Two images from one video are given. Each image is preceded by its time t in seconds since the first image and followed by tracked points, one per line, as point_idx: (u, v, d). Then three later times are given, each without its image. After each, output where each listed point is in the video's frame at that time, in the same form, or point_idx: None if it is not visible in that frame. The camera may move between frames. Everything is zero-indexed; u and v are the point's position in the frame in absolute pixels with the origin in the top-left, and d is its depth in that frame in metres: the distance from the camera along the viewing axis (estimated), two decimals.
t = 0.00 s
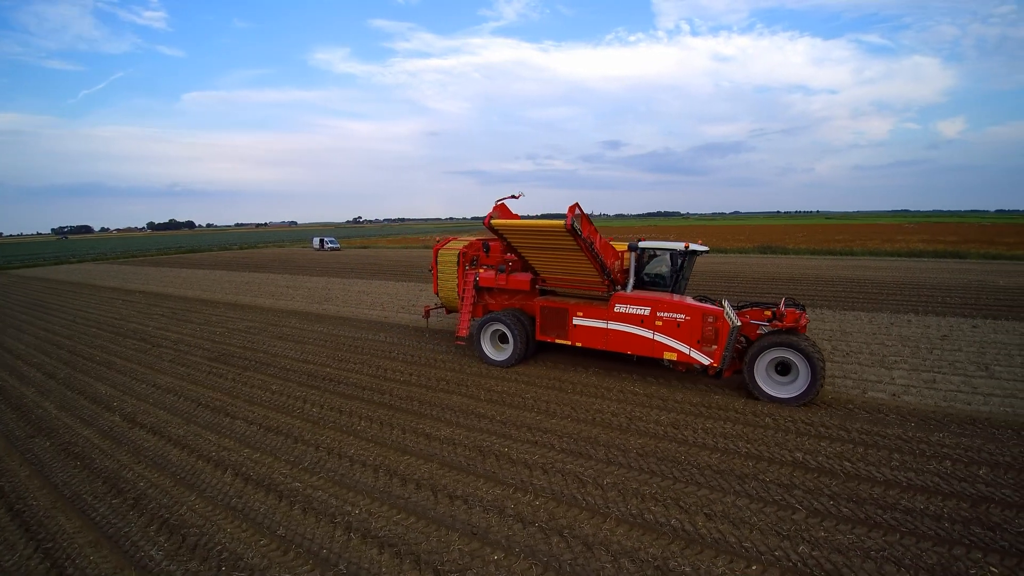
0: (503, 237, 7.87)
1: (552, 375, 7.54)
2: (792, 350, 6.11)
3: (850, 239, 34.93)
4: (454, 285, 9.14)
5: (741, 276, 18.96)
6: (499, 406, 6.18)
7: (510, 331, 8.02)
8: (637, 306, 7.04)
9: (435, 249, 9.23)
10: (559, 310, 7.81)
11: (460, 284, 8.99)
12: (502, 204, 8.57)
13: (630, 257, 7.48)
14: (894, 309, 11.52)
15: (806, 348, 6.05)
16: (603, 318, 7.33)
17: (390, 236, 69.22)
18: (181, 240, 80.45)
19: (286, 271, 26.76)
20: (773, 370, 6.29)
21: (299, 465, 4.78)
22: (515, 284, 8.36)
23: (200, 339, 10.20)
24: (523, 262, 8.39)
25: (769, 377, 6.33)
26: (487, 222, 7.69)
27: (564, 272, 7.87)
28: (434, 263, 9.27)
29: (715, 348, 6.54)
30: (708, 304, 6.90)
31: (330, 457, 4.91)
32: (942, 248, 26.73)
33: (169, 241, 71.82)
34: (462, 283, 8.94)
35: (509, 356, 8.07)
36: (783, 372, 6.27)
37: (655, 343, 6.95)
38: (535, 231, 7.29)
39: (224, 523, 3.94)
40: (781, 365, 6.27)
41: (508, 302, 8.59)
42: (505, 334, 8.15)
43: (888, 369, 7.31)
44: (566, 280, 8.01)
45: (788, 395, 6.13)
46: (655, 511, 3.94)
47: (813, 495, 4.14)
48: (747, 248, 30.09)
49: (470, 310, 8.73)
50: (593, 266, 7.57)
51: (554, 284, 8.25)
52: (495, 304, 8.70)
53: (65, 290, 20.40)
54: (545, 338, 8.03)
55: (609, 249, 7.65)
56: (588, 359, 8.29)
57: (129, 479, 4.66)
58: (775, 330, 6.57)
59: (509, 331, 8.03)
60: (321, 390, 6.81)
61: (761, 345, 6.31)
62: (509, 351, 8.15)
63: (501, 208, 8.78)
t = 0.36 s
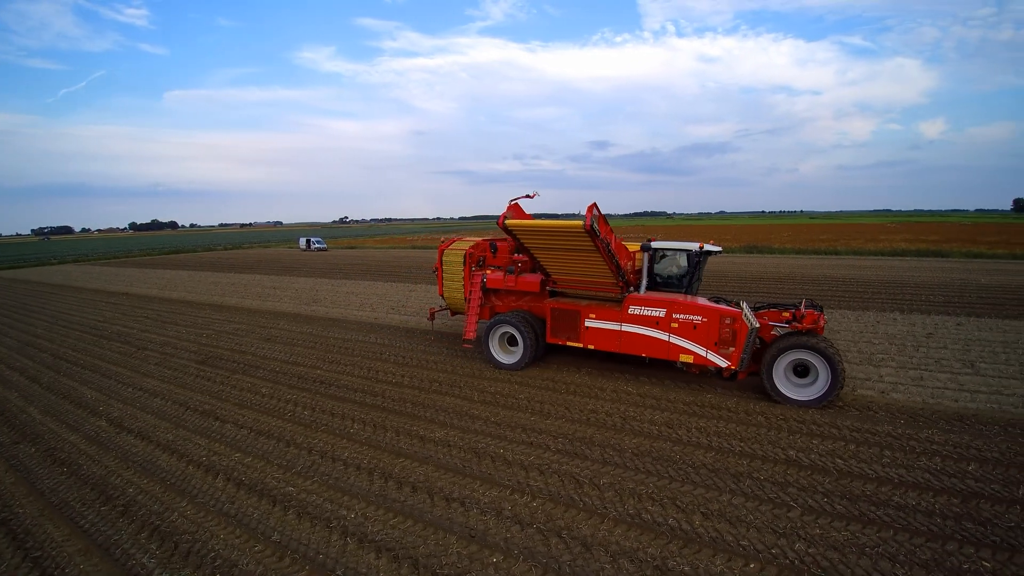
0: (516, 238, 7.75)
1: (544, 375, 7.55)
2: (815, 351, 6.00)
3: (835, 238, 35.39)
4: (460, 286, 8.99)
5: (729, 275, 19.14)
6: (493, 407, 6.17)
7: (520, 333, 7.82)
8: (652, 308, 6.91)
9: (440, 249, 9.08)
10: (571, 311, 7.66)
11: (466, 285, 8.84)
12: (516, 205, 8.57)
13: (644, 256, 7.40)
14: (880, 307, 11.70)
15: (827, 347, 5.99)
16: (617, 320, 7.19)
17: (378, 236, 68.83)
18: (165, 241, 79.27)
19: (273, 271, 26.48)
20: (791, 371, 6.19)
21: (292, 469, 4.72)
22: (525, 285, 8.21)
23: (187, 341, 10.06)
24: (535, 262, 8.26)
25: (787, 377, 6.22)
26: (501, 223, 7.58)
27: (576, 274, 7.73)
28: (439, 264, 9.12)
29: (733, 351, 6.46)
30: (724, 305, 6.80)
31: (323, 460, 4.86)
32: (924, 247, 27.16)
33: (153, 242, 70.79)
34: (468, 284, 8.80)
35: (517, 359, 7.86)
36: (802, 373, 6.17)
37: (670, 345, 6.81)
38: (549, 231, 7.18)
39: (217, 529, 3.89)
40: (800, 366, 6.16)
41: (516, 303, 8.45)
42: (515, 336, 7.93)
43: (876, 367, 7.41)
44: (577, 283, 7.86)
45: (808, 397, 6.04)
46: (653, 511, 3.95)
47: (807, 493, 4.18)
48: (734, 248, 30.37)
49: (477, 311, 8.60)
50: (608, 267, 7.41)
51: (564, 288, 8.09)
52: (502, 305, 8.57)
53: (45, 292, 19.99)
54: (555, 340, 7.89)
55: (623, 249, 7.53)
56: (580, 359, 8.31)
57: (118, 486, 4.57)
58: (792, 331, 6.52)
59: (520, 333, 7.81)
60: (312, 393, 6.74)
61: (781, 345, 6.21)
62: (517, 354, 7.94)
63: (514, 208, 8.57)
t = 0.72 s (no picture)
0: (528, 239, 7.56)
1: (535, 374, 7.55)
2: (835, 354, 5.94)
3: (818, 237, 35.90)
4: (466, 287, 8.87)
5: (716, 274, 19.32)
6: (486, 407, 6.15)
7: (529, 335, 7.62)
8: (664, 308, 6.87)
9: (445, 249, 8.97)
10: (580, 312, 7.56)
11: (471, 287, 8.74)
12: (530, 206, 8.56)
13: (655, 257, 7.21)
14: (864, 305, 11.90)
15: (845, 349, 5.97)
16: (629, 321, 7.12)
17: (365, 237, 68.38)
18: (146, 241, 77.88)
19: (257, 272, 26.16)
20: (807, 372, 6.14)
21: (284, 472, 4.67)
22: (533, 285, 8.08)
23: (171, 343, 9.88)
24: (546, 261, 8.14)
25: (802, 378, 6.17)
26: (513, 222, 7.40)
27: (588, 274, 7.56)
28: (444, 265, 9.01)
29: (748, 351, 6.47)
30: (736, 305, 6.80)
31: (316, 463, 4.80)
32: (903, 245, 27.68)
33: (134, 243, 69.50)
34: (474, 286, 8.69)
35: (523, 362, 7.71)
36: (818, 374, 6.13)
37: (683, 346, 6.78)
38: (565, 231, 7.02)
39: (209, 534, 3.82)
40: (816, 366, 6.13)
41: (523, 304, 8.31)
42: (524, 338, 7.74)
43: (862, 363, 7.54)
44: (588, 283, 7.71)
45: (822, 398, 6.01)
46: (649, 508, 3.97)
47: (800, 488, 4.24)
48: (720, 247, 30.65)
49: (483, 312, 8.44)
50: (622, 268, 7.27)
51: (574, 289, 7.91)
52: (508, 306, 8.44)
53: (22, 295, 19.50)
54: (564, 342, 7.75)
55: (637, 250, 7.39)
56: (571, 358, 8.32)
57: (104, 491, 4.47)
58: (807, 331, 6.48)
59: (530, 336, 7.62)
60: (302, 395, 6.66)
61: (800, 344, 6.16)
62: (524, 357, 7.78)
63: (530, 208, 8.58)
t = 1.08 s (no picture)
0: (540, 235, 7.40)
1: (525, 373, 7.55)
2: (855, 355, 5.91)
3: (797, 236, 36.53)
4: (470, 287, 8.70)
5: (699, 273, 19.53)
6: (477, 406, 6.13)
7: (538, 335, 7.52)
8: (677, 308, 6.83)
9: (447, 249, 8.75)
10: (590, 312, 7.49)
11: (475, 287, 8.62)
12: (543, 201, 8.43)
13: (665, 255, 7.27)
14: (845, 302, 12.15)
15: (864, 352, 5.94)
16: (640, 320, 7.07)
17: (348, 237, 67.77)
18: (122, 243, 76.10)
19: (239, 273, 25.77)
20: (821, 369, 6.12)
21: (274, 475, 4.59)
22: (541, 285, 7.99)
23: (151, 346, 9.66)
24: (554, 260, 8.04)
25: (815, 375, 6.15)
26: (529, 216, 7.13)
27: (600, 273, 7.45)
28: (446, 265, 8.78)
29: (762, 350, 6.47)
30: (749, 304, 6.79)
31: (306, 466, 4.73)
32: (880, 245, 28.26)
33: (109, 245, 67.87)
34: (478, 286, 8.57)
35: (526, 362, 7.64)
36: (831, 371, 6.12)
37: (697, 346, 6.76)
38: (581, 230, 6.90)
39: (199, 540, 3.74)
40: (830, 363, 6.11)
41: (530, 304, 8.21)
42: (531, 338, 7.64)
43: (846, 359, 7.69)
44: (597, 282, 7.61)
45: (832, 397, 6.01)
46: (645, 504, 3.99)
47: (791, 481, 4.30)
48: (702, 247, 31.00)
49: (488, 313, 8.34)
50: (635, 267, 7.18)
51: (581, 287, 7.82)
52: (514, 306, 8.34)
53: None
54: (573, 342, 7.70)
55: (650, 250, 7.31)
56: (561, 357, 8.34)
57: (87, 498, 4.35)
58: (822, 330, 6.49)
59: (538, 337, 7.51)
60: (288, 397, 6.57)
61: (820, 340, 6.10)
62: (528, 357, 7.72)
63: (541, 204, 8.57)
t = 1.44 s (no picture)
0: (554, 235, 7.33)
1: (515, 373, 7.54)
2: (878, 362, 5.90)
3: (778, 235, 37.09)
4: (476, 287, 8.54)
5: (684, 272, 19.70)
6: (468, 407, 6.10)
7: (548, 337, 7.37)
8: (691, 307, 6.75)
9: (453, 248, 8.60)
10: (600, 312, 7.35)
11: (480, 287, 8.47)
12: (557, 199, 8.18)
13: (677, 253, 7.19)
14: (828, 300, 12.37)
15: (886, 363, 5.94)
16: (654, 320, 6.97)
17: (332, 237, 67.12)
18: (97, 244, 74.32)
19: (219, 274, 25.31)
20: (836, 367, 6.12)
21: (263, 480, 4.51)
22: (551, 284, 7.81)
23: (131, 349, 9.43)
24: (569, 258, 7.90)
25: (829, 370, 6.15)
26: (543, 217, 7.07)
27: (613, 273, 7.35)
28: (451, 264, 8.64)
29: (778, 349, 6.43)
30: (762, 303, 6.76)
31: (297, 469, 4.66)
32: (858, 243, 28.79)
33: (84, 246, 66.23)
34: (483, 286, 8.42)
35: (531, 363, 7.56)
36: (846, 368, 6.14)
37: (711, 345, 6.68)
38: (598, 228, 6.80)
39: (189, 547, 3.66)
40: (847, 361, 6.11)
41: (539, 304, 8.05)
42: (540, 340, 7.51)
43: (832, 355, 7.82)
44: (610, 282, 7.51)
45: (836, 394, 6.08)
46: (640, 502, 4.01)
47: (783, 476, 4.36)
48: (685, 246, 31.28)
49: (494, 314, 8.18)
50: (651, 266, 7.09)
51: (594, 287, 7.71)
52: (522, 306, 8.18)
53: None
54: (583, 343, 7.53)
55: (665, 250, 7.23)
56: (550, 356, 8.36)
57: (70, 506, 4.24)
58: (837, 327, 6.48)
59: (548, 340, 7.36)
60: (275, 399, 6.47)
61: (842, 339, 6.07)
62: (533, 358, 7.62)
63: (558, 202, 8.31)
